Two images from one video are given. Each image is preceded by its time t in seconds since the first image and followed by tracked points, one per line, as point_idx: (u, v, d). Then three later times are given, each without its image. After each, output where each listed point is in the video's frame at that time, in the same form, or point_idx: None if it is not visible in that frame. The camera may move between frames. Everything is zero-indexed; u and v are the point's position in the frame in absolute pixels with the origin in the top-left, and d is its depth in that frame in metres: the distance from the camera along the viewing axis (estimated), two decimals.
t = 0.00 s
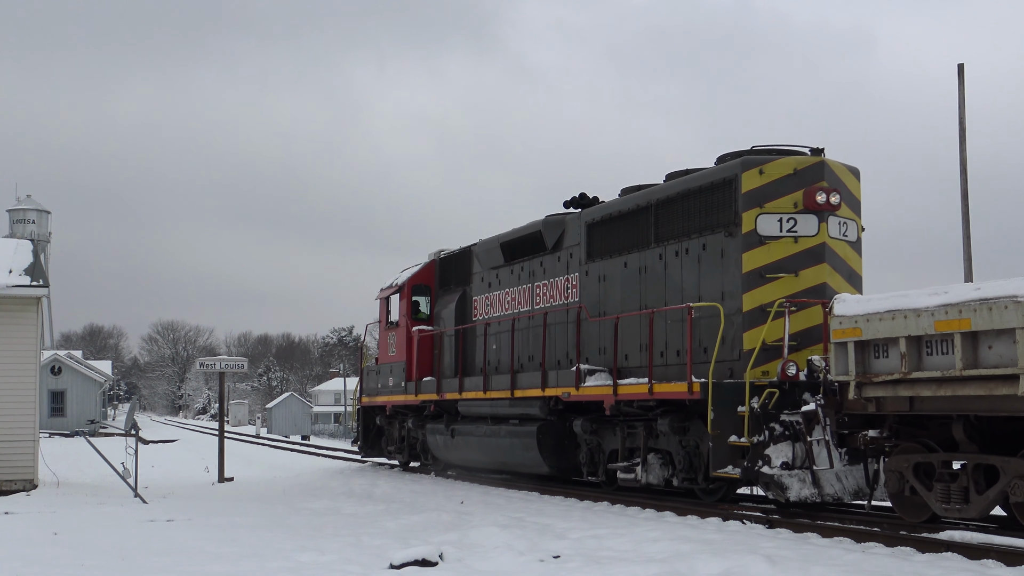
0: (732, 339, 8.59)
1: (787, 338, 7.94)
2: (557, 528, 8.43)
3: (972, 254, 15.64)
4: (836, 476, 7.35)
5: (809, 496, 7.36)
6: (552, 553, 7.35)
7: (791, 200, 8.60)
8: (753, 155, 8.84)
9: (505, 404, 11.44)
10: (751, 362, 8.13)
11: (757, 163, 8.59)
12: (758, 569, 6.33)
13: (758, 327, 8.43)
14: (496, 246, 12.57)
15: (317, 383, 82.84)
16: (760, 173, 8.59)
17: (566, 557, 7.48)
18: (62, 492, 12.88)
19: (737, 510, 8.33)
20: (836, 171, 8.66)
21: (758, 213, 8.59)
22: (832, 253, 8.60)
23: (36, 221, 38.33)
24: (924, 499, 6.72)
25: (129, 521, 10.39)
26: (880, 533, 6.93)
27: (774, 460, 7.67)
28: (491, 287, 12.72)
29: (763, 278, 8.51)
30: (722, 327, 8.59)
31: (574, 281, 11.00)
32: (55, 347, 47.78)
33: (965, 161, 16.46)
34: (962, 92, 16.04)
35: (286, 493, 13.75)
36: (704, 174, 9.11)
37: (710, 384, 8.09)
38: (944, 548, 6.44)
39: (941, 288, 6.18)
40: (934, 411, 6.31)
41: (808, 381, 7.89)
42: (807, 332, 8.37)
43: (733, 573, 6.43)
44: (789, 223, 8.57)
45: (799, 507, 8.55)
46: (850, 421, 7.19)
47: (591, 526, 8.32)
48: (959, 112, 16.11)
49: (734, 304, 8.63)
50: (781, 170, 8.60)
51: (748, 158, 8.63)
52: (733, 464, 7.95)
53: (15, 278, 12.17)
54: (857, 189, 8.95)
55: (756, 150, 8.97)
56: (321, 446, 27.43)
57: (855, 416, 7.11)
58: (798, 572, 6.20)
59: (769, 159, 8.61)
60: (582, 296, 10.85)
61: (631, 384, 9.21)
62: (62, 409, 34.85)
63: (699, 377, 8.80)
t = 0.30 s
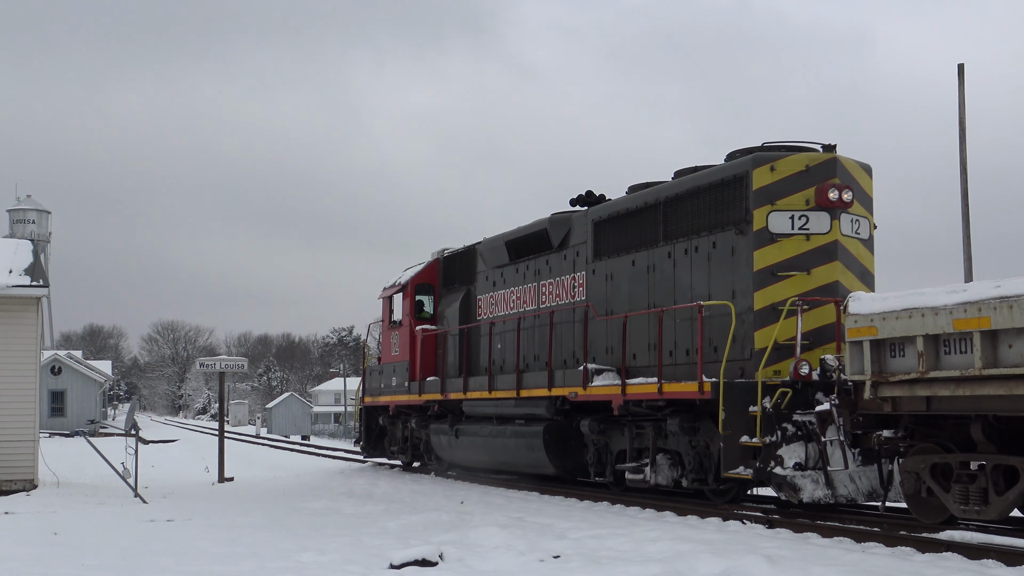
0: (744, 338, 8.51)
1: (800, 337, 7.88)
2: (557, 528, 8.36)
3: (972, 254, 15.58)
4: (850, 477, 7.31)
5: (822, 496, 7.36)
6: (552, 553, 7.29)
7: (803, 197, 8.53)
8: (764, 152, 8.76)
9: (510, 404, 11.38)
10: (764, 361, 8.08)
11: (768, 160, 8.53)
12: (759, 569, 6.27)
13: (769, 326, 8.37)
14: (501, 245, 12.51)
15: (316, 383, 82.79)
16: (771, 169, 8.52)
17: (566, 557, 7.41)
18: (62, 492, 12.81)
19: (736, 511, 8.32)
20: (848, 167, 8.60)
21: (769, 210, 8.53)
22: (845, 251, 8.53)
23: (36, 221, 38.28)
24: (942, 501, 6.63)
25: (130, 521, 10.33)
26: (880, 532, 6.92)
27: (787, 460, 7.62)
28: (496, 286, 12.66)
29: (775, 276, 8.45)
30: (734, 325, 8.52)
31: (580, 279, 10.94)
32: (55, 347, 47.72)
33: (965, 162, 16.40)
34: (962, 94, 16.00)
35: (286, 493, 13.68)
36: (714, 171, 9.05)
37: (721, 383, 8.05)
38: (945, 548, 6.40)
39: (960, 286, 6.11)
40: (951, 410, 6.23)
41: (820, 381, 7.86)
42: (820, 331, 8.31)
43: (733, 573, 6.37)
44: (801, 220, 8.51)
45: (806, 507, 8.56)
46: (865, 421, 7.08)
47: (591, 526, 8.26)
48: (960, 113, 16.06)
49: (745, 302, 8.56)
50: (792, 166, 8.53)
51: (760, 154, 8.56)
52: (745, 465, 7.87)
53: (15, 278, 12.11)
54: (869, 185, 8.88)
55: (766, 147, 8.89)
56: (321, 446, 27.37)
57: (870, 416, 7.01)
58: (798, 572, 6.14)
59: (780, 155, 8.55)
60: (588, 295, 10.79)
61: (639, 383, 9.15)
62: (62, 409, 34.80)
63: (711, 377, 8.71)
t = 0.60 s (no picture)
0: (755, 336, 8.45)
1: (813, 337, 7.81)
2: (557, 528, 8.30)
3: (972, 254, 15.53)
4: (863, 478, 7.25)
5: (836, 498, 7.26)
6: (552, 553, 7.22)
7: (815, 193, 8.47)
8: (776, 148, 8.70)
9: (516, 404, 11.32)
10: (776, 360, 8.02)
11: (780, 156, 8.47)
12: (759, 569, 6.21)
13: (781, 325, 8.31)
14: (506, 244, 12.44)
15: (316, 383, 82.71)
16: (783, 166, 8.47)
17: (566, 557, 7.35)
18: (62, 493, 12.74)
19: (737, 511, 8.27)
20: (861, 163, 8.53)
21: (781, 207, 8.47)
22: (858, 248, 8.46)
23: (36, 221, 38.21)
24: (960, 502, 6.56)
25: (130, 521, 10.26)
26: (881, 532, 6.86)
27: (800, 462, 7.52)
28: (501, 285, 12.59)
29: (787, 274, 8.39)
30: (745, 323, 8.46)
31: (587, 278, 10.88)
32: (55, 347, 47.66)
33: (965, 162, 16.33)
34: (962, 94, 15.94)
35: (286, 493, 13.61)
36: (724, 168, 8.99)
37: (731, 383, 7.98)
38: (944, 548, 6.35)
39: (979, 283, 6.03)
40: (970, 410, 6.15)
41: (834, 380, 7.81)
42: (832, 330, 8.26)
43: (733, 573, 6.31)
44: (813, 218, 8.45)
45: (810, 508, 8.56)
46: (880, 422, 7.04)
47: (591, 526, 8.20)
48: (960, 113, 16.00)
49: (757, 300, 8.50)
50: (804, 163, 8.48)
51: (771, 151, 8.50)
52: (757, 466, 7.86)
53: (15, 278, 12.04)
54: (882, 182, 8.82)
55: (777, 143, 8.84)
56: (321, 446, 27.30)
57: (886, 416, 6.98)
58: (799, 572, 6.07)
59: (792, 152, 8.49)
60: (595, 294, 10.73)
61: (648, 382, 9.08)
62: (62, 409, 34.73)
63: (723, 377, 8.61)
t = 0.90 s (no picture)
0: (768, 335, 8.38)
1: (826, 336, 7.75)
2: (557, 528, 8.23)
3: (972, 254, 15.47)
4: (878, 479, 7.14)
5: (850, 499, 7.19)
6: (552, 553, 7.15)
7: (828, 190, 8.41)
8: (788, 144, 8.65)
9: (522, 404, 11.27)
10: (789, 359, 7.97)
11: (793, 152, 8.41)
12: (759, 569, 6.15)
13: (793, 324, 8.25)
14: (511, 242, 12.38)
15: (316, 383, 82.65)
16: (795, 162, 8.41)
17: (566, 557, 7.29)
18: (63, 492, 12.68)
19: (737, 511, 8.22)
20: (874, 160, 8.48)
21: (793, 204, 8.41)
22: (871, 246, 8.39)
23: (36, 221, 38.14)
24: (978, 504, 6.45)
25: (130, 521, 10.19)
26: (882, 532, 6.78)
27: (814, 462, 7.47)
28: (506, 283, 12.53)
29: (799, 272, 8.33)
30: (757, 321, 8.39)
31: (594, 276, 10.82)
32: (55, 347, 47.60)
33: (965, 162, 16.27)
34: (962, 94, 15.89)
35: (286, 493, 13.55)
36: (735, 164, 8.93)
37: (743, 382, 7.92)
38: (944, 548, 6.29)
39: (1000, 280, 5.95)
40: (989, 410, 6.09)
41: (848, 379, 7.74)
42: (845, 329, 8.19)
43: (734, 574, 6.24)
44: (826, 215, 8.39)
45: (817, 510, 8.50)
46: (896, 421, 6.96)
47: (590, 526, 8.14)
48: (959, 113, 15.95)
49: (769, 299, 8.43)
50: (816, 159, 8.43)
51: (783, 147, 8.45)
52: (770, 466, 7.81)
53: (15, 278, 11.98)
54: (895, 179, 8.76)
55: (789, 139, 8.79)
56: (321, 446, 27.25)
57: (902, 416, 6.90)
58: (799, 572, 6.00)
59: (805, 148, 8.44)
60: (602, 292, 10.67)
61: (657, 381, 9.00)
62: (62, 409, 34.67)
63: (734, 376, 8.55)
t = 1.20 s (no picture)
0: (780, 333, 8.31)
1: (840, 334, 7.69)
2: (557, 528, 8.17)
3: (973, 254, 15.42)
4: (894, 480, 7.07)
5: (865, 500, 7.13)
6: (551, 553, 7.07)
7: (841, 187, 8.35)
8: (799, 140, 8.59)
9: (528, 404, 11.21)
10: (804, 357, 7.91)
11: (805, 149, 8.35)
12: (760, 569, 6.08)
13: (806, 322, 8.19)
14: (516, 241, 12.31)
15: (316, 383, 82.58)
16: (808, 159, 8.35)
17: (566, 557, 7.23)
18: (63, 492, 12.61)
19: (738, 510, 8.17)
20: (887, 156, 8.41)
21: (806, 201, 8.35)
22: (885, 243, 8.33)
23: (36, 221, 38.07)
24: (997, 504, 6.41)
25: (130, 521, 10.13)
26: (882, 533, 6.72)
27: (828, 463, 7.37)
28: (512, 282, 12.47)
29: (812, 270, 8.27)
30: (769, 319, 8.33)
31: (601, 275, 10.76)
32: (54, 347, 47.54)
33: (965, 162, 16.21)
34: (963, 94, 15.83)
35: (286, 493, 13.49)
36: (746, 161, 8.87)
37: (755, 381, 7.84)
38: (944, 548, 6.22)
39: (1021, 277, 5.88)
40: (1010, 410, 6.04)
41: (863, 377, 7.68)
42: (859, 327, 8.13)
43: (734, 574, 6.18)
44: (839, 212, 8.32)
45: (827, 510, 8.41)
46: (913, 421, 7.01)
47: (591, 526, 8.08)
48: (960, 113, 15.89)
49: (781, 297, 8.37)
50: (829, 156, 8.36)
51: (795, 143, 8.38)
52: (783, 467, 7.69)
53: (14, 278, 11.91)
54: (907, 176, 8.71)
55: (800, 136, 8.73)
56: (320, 446, 27.19)
57: (919, 416, 6.94)
58: (799, 572, 5.94)
59: (817, 144, 8.37)
60: (609, 291, 10.61)
61: (667, 381, 8.92)
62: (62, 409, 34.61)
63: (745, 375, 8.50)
